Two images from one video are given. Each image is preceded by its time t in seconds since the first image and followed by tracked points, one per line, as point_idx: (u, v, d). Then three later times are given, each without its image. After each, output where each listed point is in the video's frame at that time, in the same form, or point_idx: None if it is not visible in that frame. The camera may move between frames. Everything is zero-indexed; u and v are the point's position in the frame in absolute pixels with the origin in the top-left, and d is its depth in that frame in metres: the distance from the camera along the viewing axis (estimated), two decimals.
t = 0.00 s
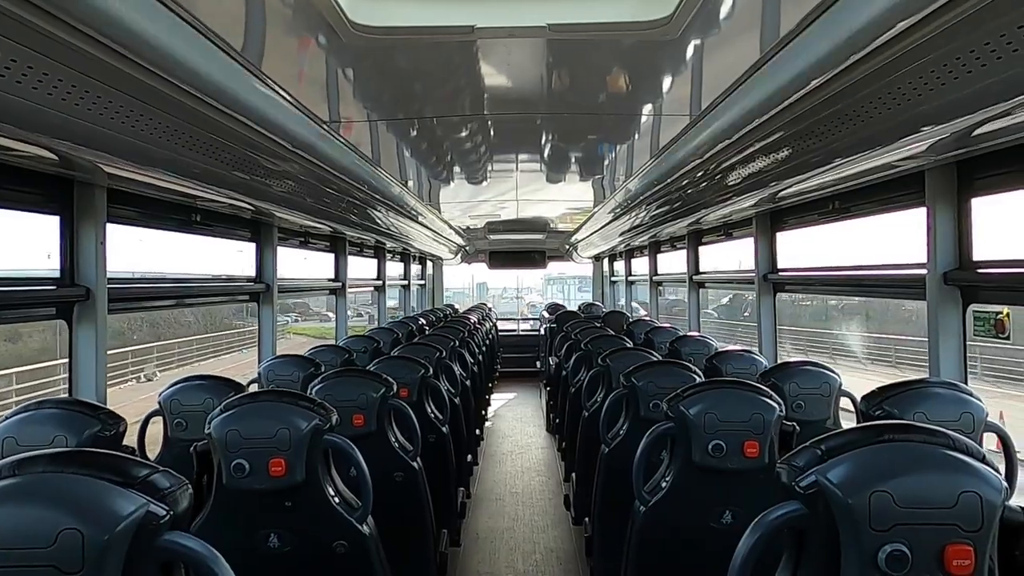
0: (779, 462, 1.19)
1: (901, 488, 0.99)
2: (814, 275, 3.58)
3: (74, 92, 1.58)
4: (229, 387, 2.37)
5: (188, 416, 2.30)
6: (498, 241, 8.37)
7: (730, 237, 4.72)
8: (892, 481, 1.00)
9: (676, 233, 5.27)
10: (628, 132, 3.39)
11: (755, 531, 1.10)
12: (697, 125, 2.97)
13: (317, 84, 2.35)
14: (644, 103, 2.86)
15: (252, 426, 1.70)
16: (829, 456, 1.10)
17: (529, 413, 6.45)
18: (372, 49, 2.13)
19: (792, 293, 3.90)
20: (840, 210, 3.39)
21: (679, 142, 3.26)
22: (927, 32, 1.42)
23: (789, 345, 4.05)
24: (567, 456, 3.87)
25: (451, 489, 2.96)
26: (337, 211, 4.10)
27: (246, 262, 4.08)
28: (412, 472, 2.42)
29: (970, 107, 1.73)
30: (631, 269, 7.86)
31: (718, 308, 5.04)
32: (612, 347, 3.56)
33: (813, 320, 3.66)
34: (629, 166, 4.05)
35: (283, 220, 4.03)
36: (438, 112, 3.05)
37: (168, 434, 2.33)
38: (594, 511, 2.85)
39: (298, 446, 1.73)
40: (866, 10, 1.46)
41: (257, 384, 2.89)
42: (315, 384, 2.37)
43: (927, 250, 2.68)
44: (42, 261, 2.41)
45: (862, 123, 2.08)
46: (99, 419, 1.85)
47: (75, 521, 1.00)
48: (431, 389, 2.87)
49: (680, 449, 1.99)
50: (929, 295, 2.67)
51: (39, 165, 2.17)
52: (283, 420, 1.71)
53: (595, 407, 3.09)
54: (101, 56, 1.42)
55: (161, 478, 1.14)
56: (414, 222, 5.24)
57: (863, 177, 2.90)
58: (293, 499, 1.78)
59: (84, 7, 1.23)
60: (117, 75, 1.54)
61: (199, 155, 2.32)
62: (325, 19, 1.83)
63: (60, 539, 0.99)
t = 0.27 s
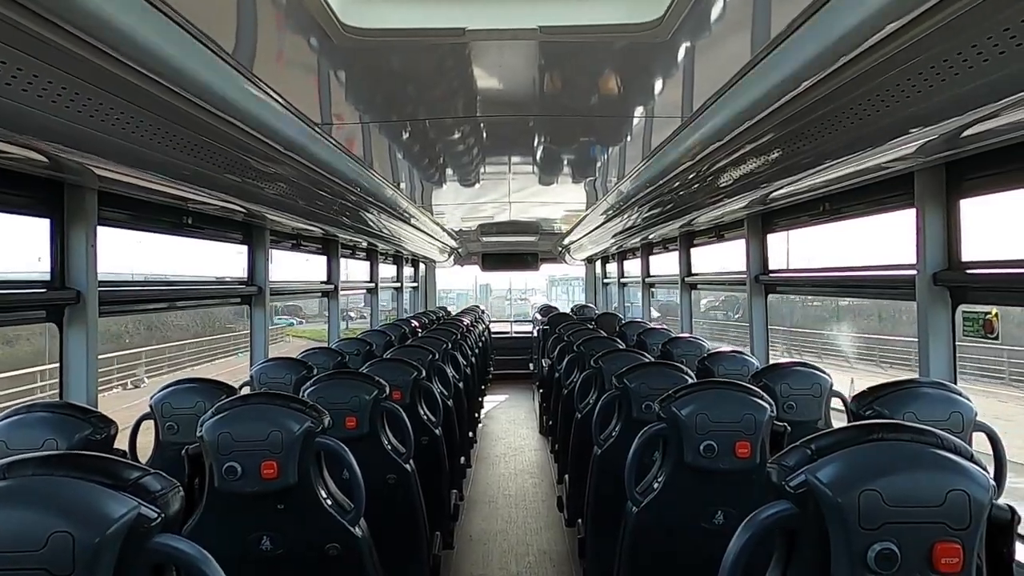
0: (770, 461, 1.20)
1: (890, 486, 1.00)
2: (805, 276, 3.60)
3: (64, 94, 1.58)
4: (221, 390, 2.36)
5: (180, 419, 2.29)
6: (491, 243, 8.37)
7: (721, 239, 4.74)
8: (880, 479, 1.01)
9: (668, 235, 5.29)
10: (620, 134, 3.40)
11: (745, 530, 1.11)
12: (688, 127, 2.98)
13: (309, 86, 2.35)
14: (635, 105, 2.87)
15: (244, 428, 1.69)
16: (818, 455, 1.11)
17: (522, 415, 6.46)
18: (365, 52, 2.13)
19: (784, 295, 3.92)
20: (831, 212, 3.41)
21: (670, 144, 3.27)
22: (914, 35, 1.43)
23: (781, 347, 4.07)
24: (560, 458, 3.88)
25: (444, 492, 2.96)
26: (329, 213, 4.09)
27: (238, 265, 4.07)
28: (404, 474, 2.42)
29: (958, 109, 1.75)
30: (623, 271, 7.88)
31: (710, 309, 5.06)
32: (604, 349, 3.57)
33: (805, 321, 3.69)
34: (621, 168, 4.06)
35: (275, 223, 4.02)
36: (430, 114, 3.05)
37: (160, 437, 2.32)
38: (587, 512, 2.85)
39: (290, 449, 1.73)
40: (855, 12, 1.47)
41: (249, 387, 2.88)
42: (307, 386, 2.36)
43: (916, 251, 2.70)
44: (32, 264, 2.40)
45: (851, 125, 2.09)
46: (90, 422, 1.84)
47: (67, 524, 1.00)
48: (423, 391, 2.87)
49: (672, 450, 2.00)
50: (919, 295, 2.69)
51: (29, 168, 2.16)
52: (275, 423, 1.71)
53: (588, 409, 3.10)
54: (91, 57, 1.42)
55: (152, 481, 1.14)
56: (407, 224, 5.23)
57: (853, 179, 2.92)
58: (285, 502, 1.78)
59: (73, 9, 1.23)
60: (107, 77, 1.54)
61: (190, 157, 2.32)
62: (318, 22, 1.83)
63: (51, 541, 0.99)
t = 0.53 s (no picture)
0: (772, 467, 1.20)
1: (892, 491, 1.00)
2: (808, 280, 3.60)
3: (69, 104, 1.59)
4: (225, 396, 2.37)
5: (184, 425, 2.30)
6: (493, 247, 8.38)
7: (723, 242, 4.74)
8: (883, 484, 1.01)
9: (671, 238, 5.29)
10: (622, 138, 3.41)
11: (749, 535, 1.11)
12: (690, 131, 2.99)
13: (311, 93, 2.36)
14: (637, 110, 2.88)
15: (249, 435, 1.70)
16: (821, 461, 1.11)
17: (525, 419, 6.46)
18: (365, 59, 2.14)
19: (786, 298, 3.92)
20: (833, 215, 3.41)
21: (672, 148, 3.28)
22: (913, 40, 1.44)
23: (784, 350, 4.07)
24: (563, 462, 3.88)
25: (447, 497, 2.96)
26: (332, 218, 4.10)
27: (241, 270, 4.09)
28: (408, 479, 2.42)
29: (960, 113, 1.75)
30: (626, 274, 7.88)
31: (713, 313, 5.06)
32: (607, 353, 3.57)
33: (807, 324, 3.69)
34: (622, 172, 4.07)
35: (278, 228, 4.04)
36: (432, 119, 3.07)
37: (165, 444, 2.33)
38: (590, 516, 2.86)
39: (295, 455, 1.74)
40: (856, 18, 1.48)
41: (253, 393, 2.89)
42: (310, 392, 2.37)
43: (918, 254, 2.70)
44: (37, 271, 2.41)
45: (853, 129, 2.10)
46: (94, 429, 1.85)
47: (74, 533, 1.00)
48: (426, 395, 2.87)
49: (675, 455, 2.00)
50: (921, 298, 2.69)
51: (35, 177, 2.17)
52: (279, 429, 1.72)
53: (591, 413, 3.11)
54: (96, 67, 1.43)
55: (158, 489, 1.15)
56: (409, 229, 5.24)
57: (855, 182, 2.92)
58: (289, 509, 1.79)
59: (76, 20, 1.24)
60: (111, 86, 1.55)
61: (193, 164, 2.33)
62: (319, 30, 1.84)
63: (58, 551, 0.99)
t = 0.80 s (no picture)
0: (787, 475, 1.21)
1: (907, 499, 1.01)
2: (821, 284, 3.60)
3: (90, 118, 1.63)
4: (243, 404, 2.41)
5: (204, 433, 2.34)
6: (505, 252, 8.41)
7: (736, 247, 4.74)
8: (897, 492, 1.02)
9: (683, 243, 5.29)
10: (633, 144, 3.43)
11: (763, 542, 1.12)
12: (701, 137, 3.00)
13: (325, 104, 2.39)
14: (648, 116, 2.89)
15: (269, 443, 1.73)
16: (835, 469, 1.12)
17: (538, 424, 6.47)
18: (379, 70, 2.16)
19: (800, 302, 3.92)
20: (846, 219, 3.41)
21: (683, 154, 3.29)
22: (923, 49, 1.45)
23: (798, 354, 4.07)
24: (576, 468, 3.89)
25: (462, 502, 2.98)
26: (346, 225, 4.14)
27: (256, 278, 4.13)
28: (424, 485, 2.45)
29: (971, 119, 1.75)
30: (638, 278, 7.88)
31: (726, 317, 5.06)
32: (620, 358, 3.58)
33: (821, 329, 3.68)
34: (634, 177, 4.08)
35: (293, 236, 4.08)
36: (444, 127, 3.09)
37: (185, 451, 2.36)
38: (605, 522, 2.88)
39: (313, 462, 1.77)
40: (864, 27, 1.49)
41: (270, 400, 2.93)
42: (327, 399, 2.39)
43: (932, 259, 2.70)
44: (59, 282, 2.46)
45: (863, 134, 2.10)
46: (117, 437, 1.89)
47: (104, 542, 1.03)
48: (441, 402, 2.90)
49: (690, 460, 2.01)
50: (935, 302, 2.69)
51: (56, 190, 2.22)
52: (298, 437, 1.75)
53: (604, 418, 3.13)
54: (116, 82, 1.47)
55: (184, 498, 1.17)
56: (422, 235, 5.28)
57: (868, 187, 2.92)
58: (308, 516, 1.82)
59: (98, 37, 1.27)
60: (129, 100, 1.58)
61: (209, 175, 2.37)
62: (335, 45, 1.86)
63: (89, 559, 1.02)
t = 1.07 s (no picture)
0: (806, 477, 1.20)
1: (929, 502, 1.00)
2: (842, 285, 3.56)
3: (111, 126, 1.66)
4: (263, 408, 2.43)
5: (224, 437, 2.36)
6: (522, 256, 8.41)
7: (754, 249, 4.70)
8: (918, 495, 1.01)
9: (701, 245, 5.26)
10: (649, 147, 3.41)
11: (783, 545, 1.11)
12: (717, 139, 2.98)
13: (341, 110, 2.40)
14: (663, 118, 2.88)
15: (289, 447, 1.75)
16: (855, 472, 1.11)
17: (556, 427, 6.46)
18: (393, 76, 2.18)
19: (819, 304, 3.88)
20: (866, 220, 3.37)
21: (700, 156, 3.27)
22: (942, 47, 1.43)
23: (818, 357, 4.02)
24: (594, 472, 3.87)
25: (480, 506, 2.98)
26: (363, 230, 4.17)
27: (275, 284, 4.17)
28: (442, 489, 2.45)
29: (997, 116, 1.72)
30: (656, 282, 7.84)
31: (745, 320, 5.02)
32: (638, 362, 3.57)
33: (841, 331, 3.63)
34: (650, 180, 4.07)
35: (311, 242, 4.12)
36: (460, 131, 3.10)
37: (205, 455, 2.39)
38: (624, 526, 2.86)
39: (332, 466, 1.78)
40: (881, 26, 1.47)
41: (289, 404, 2.95)
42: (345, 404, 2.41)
43: (954, 259, 2.66)
44: (82, 288, 2.50)
45: (882, 133, 2.07)
46: (139, 442, 1.91)
47: (125, 544, 1.05)
48: (458, 405, 2.90)
49: (708, 464, 1.99)
50: (957, 303, 2.64)
51: (77, 198, 2.26)
52: (316, 441, 1.76)
53: (623, 422, 3.12)
54: (136, 92, 1.49)
55: (204, 501, 1.19)
56: (438, 239, 5.30)
57: (889, 187, 2.88)
58: (326, 519, 1.83)
59: (117, 48, 1.30)
60: (146, 108, 1.60)
61: (227, 181, 2.39)
62: (352, 54, 1.87)
63: (111, 561, 1.03)
